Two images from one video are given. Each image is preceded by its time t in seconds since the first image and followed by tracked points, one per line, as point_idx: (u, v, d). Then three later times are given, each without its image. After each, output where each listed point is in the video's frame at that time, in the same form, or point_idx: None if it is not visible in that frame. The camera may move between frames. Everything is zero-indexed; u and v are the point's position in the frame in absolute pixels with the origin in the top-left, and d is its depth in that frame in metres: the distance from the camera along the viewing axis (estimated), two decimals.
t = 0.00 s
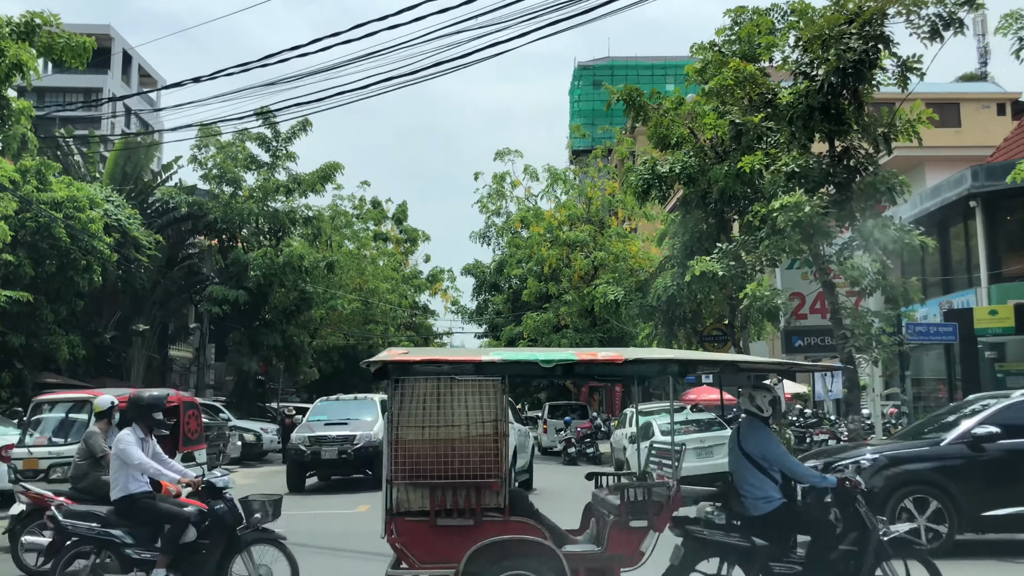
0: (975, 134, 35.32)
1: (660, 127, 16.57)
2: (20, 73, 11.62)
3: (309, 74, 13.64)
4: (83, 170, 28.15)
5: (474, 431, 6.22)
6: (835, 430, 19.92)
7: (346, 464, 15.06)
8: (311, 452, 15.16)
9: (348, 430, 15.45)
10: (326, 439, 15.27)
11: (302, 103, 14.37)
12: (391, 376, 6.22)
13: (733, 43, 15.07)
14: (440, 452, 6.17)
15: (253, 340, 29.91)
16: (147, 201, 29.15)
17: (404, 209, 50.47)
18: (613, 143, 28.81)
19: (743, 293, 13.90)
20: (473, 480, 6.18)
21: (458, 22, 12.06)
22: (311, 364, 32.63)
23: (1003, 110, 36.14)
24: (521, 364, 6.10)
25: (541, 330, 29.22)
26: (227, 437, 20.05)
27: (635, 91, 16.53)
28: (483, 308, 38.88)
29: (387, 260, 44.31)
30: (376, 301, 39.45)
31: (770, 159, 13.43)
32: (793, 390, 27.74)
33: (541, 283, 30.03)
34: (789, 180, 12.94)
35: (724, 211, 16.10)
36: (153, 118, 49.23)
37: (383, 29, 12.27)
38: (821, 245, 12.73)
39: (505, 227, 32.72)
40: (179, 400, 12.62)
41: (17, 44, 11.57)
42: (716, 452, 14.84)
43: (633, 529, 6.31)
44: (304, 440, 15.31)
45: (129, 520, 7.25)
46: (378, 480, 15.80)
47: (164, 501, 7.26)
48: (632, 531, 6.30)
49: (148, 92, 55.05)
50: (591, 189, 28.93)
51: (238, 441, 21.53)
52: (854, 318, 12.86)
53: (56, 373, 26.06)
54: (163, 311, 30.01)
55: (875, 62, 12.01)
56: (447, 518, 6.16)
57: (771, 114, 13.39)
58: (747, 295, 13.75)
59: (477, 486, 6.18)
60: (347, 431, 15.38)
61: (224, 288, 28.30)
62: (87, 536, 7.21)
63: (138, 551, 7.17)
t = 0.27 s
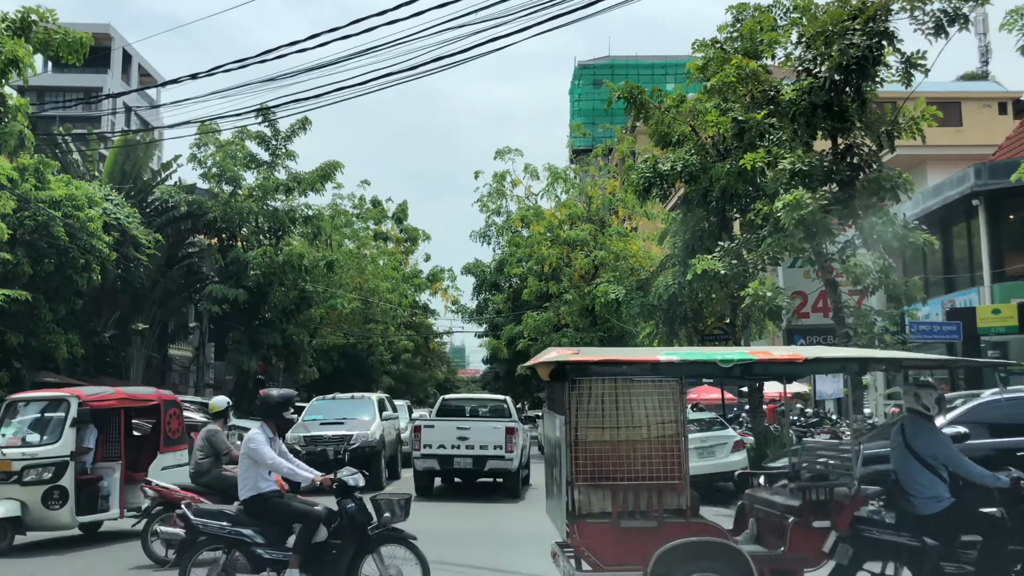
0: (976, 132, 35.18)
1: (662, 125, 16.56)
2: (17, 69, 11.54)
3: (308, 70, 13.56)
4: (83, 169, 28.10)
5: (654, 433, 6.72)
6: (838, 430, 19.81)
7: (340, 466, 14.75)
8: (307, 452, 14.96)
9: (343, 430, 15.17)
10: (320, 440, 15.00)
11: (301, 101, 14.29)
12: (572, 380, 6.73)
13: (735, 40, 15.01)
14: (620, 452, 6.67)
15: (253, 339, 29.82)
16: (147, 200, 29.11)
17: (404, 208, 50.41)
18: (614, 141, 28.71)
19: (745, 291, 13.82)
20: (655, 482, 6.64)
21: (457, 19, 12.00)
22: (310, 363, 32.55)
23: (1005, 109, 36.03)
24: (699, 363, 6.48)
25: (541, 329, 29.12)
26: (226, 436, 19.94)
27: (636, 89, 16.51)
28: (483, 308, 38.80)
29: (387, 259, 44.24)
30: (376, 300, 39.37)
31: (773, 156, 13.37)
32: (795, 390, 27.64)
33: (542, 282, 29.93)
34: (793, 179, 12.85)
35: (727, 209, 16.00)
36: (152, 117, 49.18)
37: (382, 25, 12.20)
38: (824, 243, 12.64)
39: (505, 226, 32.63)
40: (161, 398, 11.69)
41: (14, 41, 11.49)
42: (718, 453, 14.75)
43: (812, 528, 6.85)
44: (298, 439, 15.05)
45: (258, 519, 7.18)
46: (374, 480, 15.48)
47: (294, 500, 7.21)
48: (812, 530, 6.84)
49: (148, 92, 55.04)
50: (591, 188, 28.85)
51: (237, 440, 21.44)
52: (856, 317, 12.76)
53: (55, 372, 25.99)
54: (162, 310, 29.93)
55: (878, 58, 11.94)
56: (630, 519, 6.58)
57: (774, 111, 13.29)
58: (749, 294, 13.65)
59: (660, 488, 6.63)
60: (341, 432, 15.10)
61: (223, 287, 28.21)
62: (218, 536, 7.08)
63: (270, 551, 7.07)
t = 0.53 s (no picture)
0: (977, 131, 35.01)
1: (663, 123, 16.47)
2: (13, 65, 11.43)
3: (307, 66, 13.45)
4: (82, 168, 28.02)
5: (849, 431, 6.23)
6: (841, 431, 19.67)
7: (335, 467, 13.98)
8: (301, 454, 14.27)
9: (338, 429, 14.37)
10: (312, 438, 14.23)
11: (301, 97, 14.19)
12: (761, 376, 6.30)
13: (737, 37, 14.92)
14: (816, 454, 6.19)
15: (252, 339, 29.67)
16: (146, 200, 29.02)
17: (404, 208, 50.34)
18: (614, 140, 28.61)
19: (749, 290, 13.71)
20: (850, 479, 6.19)
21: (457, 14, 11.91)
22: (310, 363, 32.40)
23: (1006, 108, 35.90)
24: (897, 361, 6.34)
25: (542, 329, 28.96)
26: (225, 437, 19.80)
27: (636, 86, 16.41)
28: (484, 308, 38.65)
29: (387, 259, 44.15)
30: (376, 300, 39.26)
31: (775, 154, 13.27)
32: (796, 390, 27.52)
33: (542, 282, 29.81)
34: (796, 176, 12.73)
35: (729, 207, 15.91)
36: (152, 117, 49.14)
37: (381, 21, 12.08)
38: (827, 241, 12.54)
39: (506, 226, 32.47)
40: (139, 396, 10.82)
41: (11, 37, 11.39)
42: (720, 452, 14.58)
43: (1007, 530, 6.44)
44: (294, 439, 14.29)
45: (390, 518, 6.68)
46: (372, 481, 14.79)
47: (429, 500, 6.70)
48: (1005, 532, 6.43)
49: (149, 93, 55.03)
50: (592, 187, 28.77)
51: (236, 440, 21.29)
52: (859, 316, 12.67)
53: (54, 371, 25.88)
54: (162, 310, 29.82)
55: (882, 55, 11.83)
56: (825, 519, 6.15)
57: (776, 108, 13.18)
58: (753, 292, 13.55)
59: (854, 486, 6.19)
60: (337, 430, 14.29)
61: (222, 286, 28.11)
62: (351, 537, 6.62)
63: (403, 553, 6.60)
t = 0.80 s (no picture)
0: (979, 130, 34.86)
1: (665, 121, 16.32)
2: (10, 62, 11.33)
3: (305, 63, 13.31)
4: (80, 167, 27.89)
5: None
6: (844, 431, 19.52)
7: (332, 470, 13.30)
8: (295, 456, 13.41)
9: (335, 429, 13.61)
10: (308, 439, 13.43)
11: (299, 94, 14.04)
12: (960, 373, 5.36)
13: (738, 34, 14.79)
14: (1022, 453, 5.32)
15: (251, 339, 29.50)
16: (144, 199, 28.89)
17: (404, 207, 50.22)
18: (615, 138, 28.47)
19: (752, 288, 13.57)
20: None
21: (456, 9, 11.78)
22: (309, 363, 32.21)
23: (1007, 107, 35.72)
24: None
25: (543, 329, 28.77)
26: (223, 437, 19.62)
27: (637, 84, 16.27)
28: (484, 307, 38.51)
29: (387, 259, 44.02)
30: (376, 299, 39.12)
31: (778, 151, 13.16)
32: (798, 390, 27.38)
33: (543, 281, 29.66)
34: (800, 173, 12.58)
35: (731, 206, 15.77)
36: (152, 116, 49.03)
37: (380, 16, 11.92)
38: (831, 238, 12.38)
39: (506, 225, 32.30)
40: (113, 395, 9.63)
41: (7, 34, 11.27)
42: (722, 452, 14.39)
43: None
44: (289, 440, 13.46)
45: (537, 520, 6.21)
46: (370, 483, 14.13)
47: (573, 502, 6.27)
48: None
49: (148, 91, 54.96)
50: (593, 186, 28.65)
51: (235, 441, 21.14)
52: (864, 315, 12.51)
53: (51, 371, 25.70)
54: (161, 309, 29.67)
55: (886, 51, 11.68)
56: None
57: (780, 104, 13.04)
58: (757, 290, 13.42)
59: None
60: (335, 431, 13.52)
61: (221, 285, 27.97)
62: (496, 538, 6.17)
63: (551, 556, 6.11)
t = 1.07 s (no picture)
0: (981, 129, 34.72)
1: (666, 118, 16.05)
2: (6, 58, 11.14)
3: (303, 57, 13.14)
4: (79, 165, 27.76)
5: None
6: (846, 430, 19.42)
7: (326, 471, 12.95)
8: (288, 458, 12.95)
9: (329, 430, 13.28)
10: (302, 440, 13.07)
11: (297, 89, 13.86)
12: None
13: (741, 30, 14.64)
14: None
15: (251, 338, 29.34)
16: (143, 197, 28.77)
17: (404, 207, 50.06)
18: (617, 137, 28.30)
19: (756, 286, 13.43)
20: None
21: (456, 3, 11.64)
22: (309, 362, 32.08)
23: (1010, 106, 35.52)
24: None
25: (544, 328, 28.62)
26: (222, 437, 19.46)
27: (639, 80, 16.12)
28: (484, 307, 38.39)
29: (387, 258, 43.86)
30: (376, 299, 38.96)
31: (782, 149, 13.01)
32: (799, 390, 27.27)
33: (544, 281, 29.51)
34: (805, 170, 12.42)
35: (734, 203, 15.64)
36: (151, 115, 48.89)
37: (380, 11, 11.75)
38: (835, 236, 12.24)
39: (506, 223, 32.15)
40: (80, 394, 9.81)
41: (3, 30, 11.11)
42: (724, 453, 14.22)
43: None
44: (281, 441, 13.11)
45: (692, 521, 6.36)
46: (365, 486, 13.68)
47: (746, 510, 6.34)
48: None
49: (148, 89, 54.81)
50: (594, 185, 28.50)
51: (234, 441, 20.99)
52: (869, 314, 12.32)
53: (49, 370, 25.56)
54: (159, 308, 29.51)
55: (893, 47, 11.51)
56: None
57: (784, 101, 12.89)
58: (761, 288, 13.30)
59: None
60: (328, 432, 13.20)
61: (220, 285, 27.83)
62: (656, 543, 6.32)
63: (711, 560, 6.32)
